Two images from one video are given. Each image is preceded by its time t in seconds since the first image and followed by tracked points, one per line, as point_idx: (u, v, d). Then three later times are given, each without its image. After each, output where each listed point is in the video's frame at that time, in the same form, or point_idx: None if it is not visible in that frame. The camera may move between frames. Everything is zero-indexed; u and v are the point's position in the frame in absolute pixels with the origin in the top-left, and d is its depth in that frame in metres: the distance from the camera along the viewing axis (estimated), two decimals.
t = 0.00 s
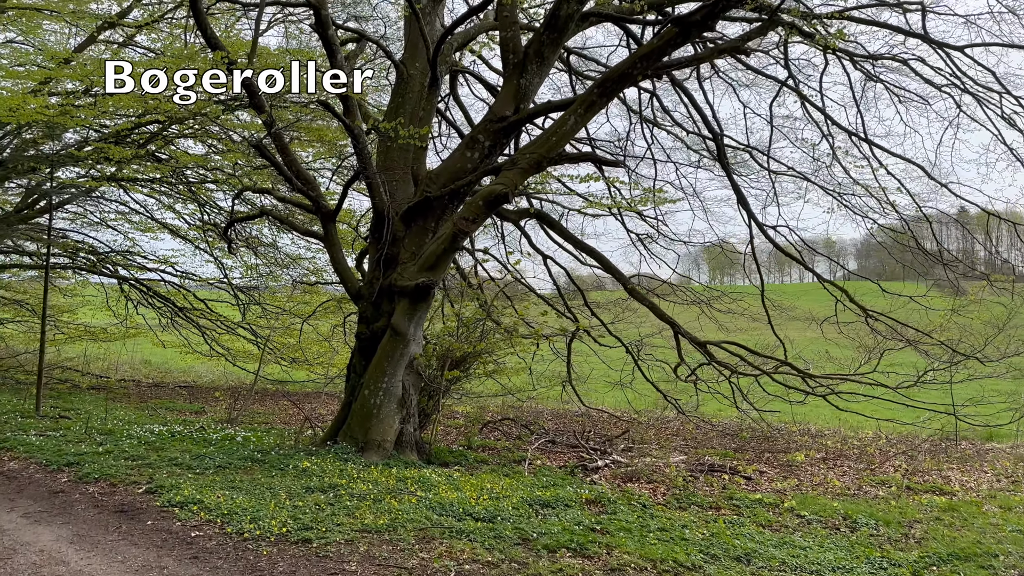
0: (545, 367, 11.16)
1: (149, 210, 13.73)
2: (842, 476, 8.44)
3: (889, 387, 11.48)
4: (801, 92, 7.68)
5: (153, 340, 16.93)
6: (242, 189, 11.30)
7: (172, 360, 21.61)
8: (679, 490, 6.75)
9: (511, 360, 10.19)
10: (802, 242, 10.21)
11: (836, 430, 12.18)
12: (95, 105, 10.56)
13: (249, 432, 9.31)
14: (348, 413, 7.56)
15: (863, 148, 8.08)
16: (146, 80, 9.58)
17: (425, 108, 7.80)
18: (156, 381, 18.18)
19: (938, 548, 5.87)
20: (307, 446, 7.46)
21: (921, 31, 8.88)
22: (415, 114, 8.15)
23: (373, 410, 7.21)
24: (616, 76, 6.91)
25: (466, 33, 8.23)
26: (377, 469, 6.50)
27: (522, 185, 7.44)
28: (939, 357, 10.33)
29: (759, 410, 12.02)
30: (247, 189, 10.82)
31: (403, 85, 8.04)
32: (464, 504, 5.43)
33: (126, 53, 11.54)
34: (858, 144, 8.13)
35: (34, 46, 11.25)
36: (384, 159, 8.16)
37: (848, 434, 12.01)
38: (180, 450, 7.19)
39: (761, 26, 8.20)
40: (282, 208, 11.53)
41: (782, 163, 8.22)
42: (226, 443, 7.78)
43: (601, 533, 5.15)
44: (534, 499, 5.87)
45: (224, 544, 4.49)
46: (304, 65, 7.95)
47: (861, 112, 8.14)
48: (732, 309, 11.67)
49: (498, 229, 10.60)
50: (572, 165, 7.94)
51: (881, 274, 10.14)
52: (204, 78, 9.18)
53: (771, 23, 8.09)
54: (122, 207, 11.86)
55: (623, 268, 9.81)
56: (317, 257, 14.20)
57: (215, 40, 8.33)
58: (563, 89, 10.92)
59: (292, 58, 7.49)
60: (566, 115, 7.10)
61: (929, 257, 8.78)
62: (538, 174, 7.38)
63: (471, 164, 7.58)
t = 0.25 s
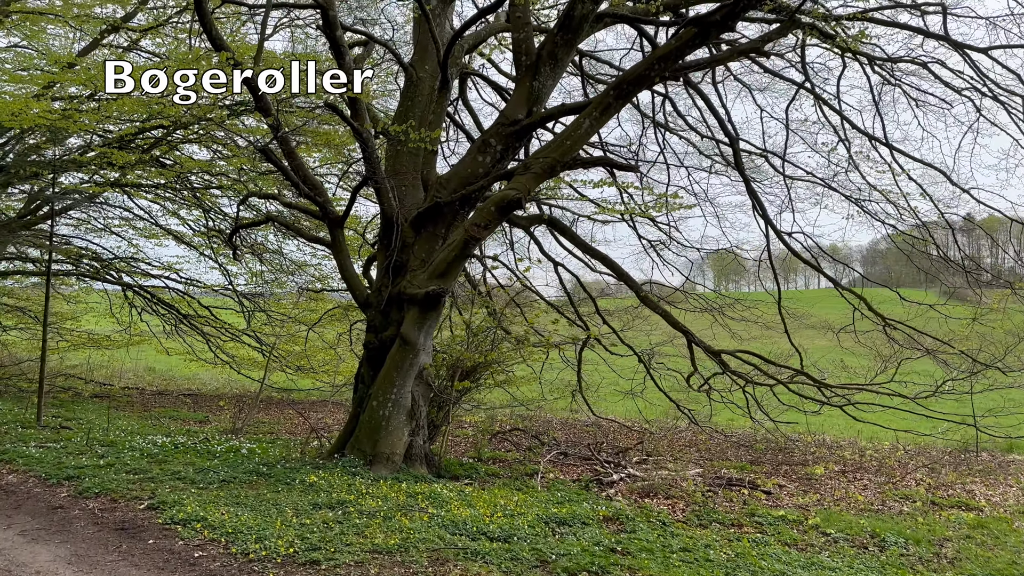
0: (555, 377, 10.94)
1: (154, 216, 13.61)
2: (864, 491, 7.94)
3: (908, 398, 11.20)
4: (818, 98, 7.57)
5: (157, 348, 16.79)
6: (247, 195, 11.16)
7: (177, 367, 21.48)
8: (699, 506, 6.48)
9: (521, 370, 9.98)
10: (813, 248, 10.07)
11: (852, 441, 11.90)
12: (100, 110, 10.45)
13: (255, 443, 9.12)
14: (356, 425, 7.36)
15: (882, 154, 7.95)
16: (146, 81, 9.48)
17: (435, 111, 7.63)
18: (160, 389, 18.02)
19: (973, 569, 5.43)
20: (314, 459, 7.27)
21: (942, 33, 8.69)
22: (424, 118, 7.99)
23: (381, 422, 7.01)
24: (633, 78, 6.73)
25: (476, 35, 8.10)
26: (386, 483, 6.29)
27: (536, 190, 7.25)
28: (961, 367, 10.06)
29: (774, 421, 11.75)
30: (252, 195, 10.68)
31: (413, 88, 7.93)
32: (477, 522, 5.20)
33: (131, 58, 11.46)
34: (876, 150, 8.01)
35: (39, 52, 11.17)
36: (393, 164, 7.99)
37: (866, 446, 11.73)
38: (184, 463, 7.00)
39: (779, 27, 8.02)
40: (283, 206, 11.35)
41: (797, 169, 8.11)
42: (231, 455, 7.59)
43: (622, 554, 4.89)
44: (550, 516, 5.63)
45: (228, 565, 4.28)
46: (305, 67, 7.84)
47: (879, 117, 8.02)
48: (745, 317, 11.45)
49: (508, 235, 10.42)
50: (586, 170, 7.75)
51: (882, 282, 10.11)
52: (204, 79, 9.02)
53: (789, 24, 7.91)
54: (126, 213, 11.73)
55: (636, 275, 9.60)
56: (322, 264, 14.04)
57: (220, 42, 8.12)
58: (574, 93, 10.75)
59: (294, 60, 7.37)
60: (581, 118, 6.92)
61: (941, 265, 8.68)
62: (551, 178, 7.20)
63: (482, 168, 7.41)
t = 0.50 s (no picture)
0: (562, 383, 10.75)
1: (155, 219, 13.48)
2: (881, 500, 7.65)
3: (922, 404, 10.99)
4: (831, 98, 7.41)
5: (158, 352, 16.64)
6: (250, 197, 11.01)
7: (177, 371, 21.32)
8: (714, 517, 6.26)
9: (528, 375, 9.80)
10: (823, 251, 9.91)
11: (864, 447, 11.67)
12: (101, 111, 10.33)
13: (257, 449, 8.94)
14: (360, 432, 7.18)
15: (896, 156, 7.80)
16: (147, 80, 9.36)
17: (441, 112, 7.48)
18: (161, 394, 17.86)
19: None
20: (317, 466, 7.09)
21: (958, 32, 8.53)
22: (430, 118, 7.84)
23: (386, 428, 6.83)
24: (645, 76, 6.58)
25: (484, 34, 7.96)
26: (392, 492, 6.11)
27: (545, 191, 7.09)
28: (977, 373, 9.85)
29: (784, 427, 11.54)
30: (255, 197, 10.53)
31: (419, 87, 7.78)
32: (487, 534, 5.01)
33: (133, 59, 11.35)
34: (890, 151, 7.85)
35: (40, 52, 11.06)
36: (398, 164, 7.84)
37: (878, 453, 11.50)
38: (184, 470, 6.83)
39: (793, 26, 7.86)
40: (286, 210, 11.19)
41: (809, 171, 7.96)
42: (232, 462, 7.41)
43: (638, 569, 4.68)
44: (562, 527, 5.43)
45: None
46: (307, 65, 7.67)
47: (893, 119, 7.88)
48: (754, 321, 11.28)
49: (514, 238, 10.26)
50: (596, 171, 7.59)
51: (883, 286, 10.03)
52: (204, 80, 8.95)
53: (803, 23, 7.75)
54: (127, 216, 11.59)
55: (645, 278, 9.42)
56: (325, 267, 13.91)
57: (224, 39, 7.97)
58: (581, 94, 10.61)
59: (296, 60, 7.22)
60: (591, 118, 6.76)
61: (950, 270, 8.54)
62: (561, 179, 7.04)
63: (490, 169, 7.25)
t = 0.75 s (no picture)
0: (568, 386, 10.52)
1: (153, 220, 13.27)
2: (899, 508, 7.37)
3: (936, 408, 10.74)
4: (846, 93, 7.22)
5: (156, 355, 16.41)
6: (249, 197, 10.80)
7: (176, 374, 21.09)
8: (730, 526, 6.00)
9: (533, 379, 9.57)
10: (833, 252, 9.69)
11: (876, 453, 11.43)
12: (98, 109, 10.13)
13: (255, 454, 8.71)
14: (361, 437, 6.96)
15: (912, 153, 7.60)
16: (146, 80, 9.10)
17: (445, 106, 7.28)
18: (159, 397, 17.63)
19: None
20: (317, 472, 6.87)
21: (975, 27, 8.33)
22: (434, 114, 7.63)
23: (388, 433, 6.60)
24: (657, 68, 6.37)
25: (489, 27, 7.76)
26: (395, 500, 5.87)
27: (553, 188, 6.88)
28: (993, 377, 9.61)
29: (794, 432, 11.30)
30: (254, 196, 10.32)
31: (423, 82, 7.57)
32: (495, 545, 4.77)
33: (131, 57, 11.16)
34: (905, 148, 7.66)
35: (36, 49, 10.88)
36: (401, 161, 7.62)
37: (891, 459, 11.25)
38: (179, 477, 6.59)
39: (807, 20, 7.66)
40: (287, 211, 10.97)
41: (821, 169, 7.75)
42: (230, 468, 7.18)
43: None
44: (573, 537, 5.19)
45: None
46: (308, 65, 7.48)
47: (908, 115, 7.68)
48: (763, 324, 11.06)
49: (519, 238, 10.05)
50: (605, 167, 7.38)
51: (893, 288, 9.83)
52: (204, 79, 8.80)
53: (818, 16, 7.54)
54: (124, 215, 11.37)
55: (653, 279, 9.19)
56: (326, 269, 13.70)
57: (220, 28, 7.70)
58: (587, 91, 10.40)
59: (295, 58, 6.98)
60: (601, 112, 6.56)
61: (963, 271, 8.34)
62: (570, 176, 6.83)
63: (496, 165, 7.04)
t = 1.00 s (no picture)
0: (572, 391, 10.33)
1: (149, 221, 13.06)
2: (913, 517, 7.18)
3: (944, 413, 10.56)
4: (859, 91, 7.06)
5: (152, 358, 16.19)
6: (246, 197, 10.60)
7: (172, 377, 20.86)
8: (743, 537, 5.80)
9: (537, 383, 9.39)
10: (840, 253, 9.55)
11: (883, 458, 11.25)
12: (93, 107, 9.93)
13: (253, 461, 8.50)
14: (362, 444, 6.76)
15: (925, 153, 7.45)
16: (146, 81, 8.88)
17: (448, 104, 7.10)
18: (155, 401, 17.40)
19: None
20: (316, 481, 6.67)
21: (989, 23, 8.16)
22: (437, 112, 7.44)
23: (390, 440, 6.40)
24: (668, 64, 6.21)
25: (493, 23, 7.60)
26: (397, 511, 5.67)
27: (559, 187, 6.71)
28: (1004, 382, 9.45)
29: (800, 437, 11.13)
30: (252, 197, 10.13)
31: (424, 79, 7.43)
32: (502, 560, 4.57)
33: (127, 55, 10.97)
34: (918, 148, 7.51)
35: (30, 47, 10.68)
36: (403, 160, 7.43)
37: (899, 464, 11.08)
38: (174, 486, 6.37)
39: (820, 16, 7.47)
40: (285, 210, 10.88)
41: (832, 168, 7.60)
42: (226, 476, 6.96)
43: None
44: (583, 550, 4.99)
45: None
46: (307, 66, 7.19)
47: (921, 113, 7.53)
48: (769, 327, 10.89)
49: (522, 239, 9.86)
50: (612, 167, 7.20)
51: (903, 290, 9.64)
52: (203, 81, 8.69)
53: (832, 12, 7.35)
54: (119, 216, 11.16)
55: (660, 281, 9.02)
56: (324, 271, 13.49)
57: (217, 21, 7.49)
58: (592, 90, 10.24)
59: (294, 60, 6.61)
60: (610, 110, 6.40)
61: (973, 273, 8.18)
62: (577, 175, 6.66)
63: (501, 164, 6.86)
